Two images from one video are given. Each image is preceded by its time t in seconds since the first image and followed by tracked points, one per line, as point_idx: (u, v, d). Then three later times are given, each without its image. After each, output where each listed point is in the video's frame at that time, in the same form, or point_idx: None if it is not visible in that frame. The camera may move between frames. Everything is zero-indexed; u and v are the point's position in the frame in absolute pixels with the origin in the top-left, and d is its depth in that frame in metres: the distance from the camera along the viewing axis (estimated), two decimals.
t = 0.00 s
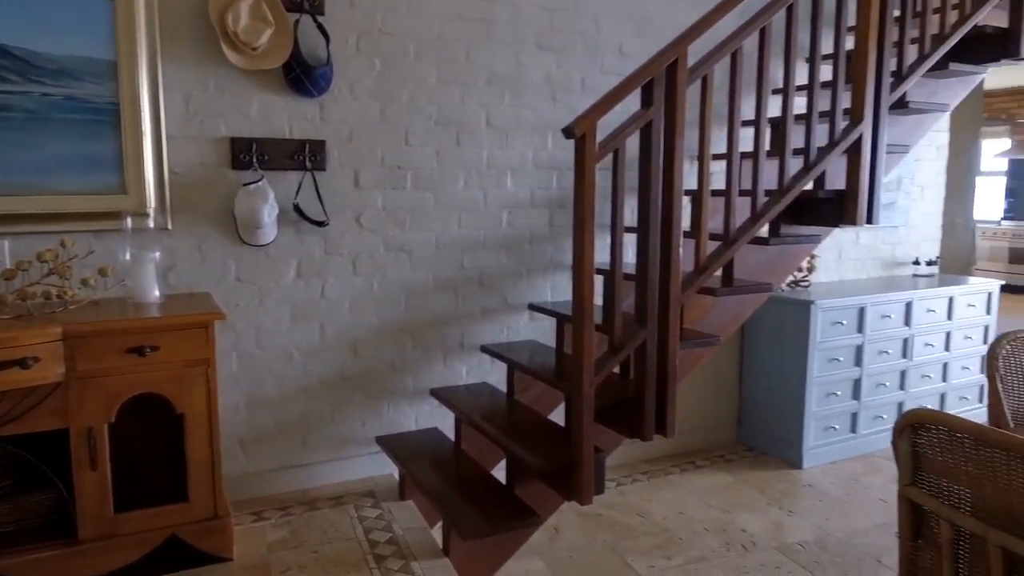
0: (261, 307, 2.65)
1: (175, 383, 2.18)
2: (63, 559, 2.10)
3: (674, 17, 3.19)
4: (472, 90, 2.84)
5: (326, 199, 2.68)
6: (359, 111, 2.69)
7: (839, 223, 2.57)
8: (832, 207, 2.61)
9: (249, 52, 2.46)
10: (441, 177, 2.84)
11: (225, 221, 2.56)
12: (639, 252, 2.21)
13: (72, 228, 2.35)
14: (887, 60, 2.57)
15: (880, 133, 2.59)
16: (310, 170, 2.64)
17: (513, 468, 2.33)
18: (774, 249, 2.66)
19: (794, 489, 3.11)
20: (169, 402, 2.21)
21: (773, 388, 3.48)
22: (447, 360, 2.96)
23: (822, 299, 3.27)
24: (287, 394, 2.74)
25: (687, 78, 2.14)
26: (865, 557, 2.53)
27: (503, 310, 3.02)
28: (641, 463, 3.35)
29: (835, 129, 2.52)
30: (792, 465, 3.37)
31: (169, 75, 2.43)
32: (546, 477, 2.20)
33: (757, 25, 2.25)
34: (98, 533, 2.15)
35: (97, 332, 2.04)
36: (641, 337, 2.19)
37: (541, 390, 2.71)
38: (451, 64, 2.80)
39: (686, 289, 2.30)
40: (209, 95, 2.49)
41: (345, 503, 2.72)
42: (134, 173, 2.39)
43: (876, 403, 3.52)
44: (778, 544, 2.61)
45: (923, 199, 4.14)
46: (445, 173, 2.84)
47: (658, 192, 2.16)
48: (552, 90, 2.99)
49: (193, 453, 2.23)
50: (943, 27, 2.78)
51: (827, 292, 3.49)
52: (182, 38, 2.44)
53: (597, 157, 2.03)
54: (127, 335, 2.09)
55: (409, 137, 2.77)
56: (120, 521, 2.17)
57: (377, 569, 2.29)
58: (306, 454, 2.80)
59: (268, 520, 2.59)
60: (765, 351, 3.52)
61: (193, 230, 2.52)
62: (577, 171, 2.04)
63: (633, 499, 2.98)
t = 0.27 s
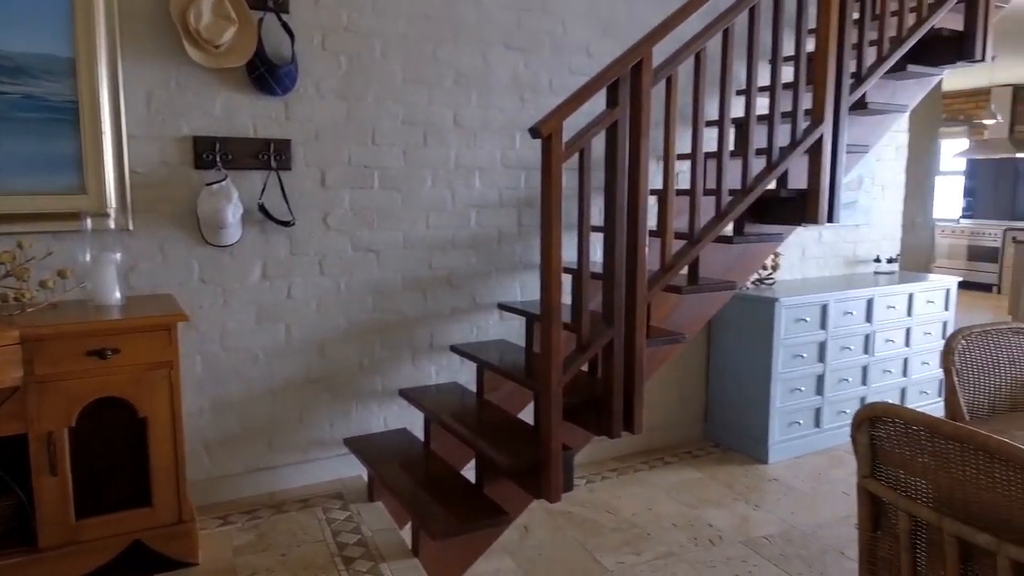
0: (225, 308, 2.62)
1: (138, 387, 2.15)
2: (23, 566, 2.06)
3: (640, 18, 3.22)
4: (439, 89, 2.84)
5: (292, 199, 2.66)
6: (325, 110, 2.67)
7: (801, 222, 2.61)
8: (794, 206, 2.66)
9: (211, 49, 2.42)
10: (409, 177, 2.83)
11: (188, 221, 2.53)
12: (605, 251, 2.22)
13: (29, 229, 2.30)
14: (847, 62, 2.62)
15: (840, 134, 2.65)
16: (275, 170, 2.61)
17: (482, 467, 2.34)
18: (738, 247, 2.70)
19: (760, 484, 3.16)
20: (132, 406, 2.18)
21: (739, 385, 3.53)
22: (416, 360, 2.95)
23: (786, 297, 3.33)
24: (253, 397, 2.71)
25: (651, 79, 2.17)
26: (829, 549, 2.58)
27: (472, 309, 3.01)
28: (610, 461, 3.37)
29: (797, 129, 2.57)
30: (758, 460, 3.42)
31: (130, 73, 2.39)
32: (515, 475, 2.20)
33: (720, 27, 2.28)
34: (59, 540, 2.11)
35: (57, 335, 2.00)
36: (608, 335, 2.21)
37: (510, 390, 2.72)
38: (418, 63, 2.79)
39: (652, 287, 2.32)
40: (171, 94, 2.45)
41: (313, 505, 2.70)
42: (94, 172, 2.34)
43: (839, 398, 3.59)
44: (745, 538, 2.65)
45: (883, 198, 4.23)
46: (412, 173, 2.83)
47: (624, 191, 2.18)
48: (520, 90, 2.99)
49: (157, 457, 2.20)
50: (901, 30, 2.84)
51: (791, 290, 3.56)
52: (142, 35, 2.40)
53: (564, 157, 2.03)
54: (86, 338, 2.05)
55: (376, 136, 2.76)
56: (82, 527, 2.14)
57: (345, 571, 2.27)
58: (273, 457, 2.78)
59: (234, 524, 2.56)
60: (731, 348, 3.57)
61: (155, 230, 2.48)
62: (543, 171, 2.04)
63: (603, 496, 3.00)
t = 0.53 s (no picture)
0: (188, 310, 2.59)
1: (98, 391, 2.11)
2: None
3: (605, 19, 3.25)
4: (405, 89, 2.83)
5: (256, 199, 2.63)
6: (289, 109, 2.64)
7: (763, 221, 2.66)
8: (757, 205, 2.70)
9: (172, 48, 2.39)
10: (375, 176, 2.81)
11: (149, 222, 2.49)
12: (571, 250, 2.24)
13: None
14: (806, 64, 2.67)
15: (800, 134, 2.70)
16: (238, 170, 2.58)
17: (450, 468, 2.34)
18: (702, 246, 2.73)
19: (725, 479, 3.21)
20: (92, 411, 2.14)
21: (705, 382, 3.58)
22: (383, 361, 2.93)
23: (750, 295, 3.38)
24: (217, 399, 2.68)
25: (615, 80, 2.18)
26: (792, 542, 2.63)
27: (440, 309, 3.01)
28: (579, 459, 3.40)
29: (758, 130, 2.61)
30: (724, 456, 3.47)
31: (88, 71, 2.35)
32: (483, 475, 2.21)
33: (683, 29, 2.31)
34: (17, 547, 2.07)
35: (13, 339, 1.96)
36: (575, 334, 2.22)
37: (478, 390, 2.70)
38: (384, 62, 2.78)
39: (618, 286, 2.34)
40: (130, 92, 2.41)
41: (279, 508, 2.68)
42: (51, 172, 2.28)
43: (801, 393, 3.65)
44: (710, 533, 2.69)
45: (844, 198, 4.32)
46: (378, 173, 2.82)
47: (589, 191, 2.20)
48: (487, 89, 3.00)
49: (118, 462, 2.16)
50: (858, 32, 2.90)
51: (754, 288, 3.61)
52: (101, 32, 2.35)
53: (529, 157, 2.04)
54: (43, 342, 2.01)
55: (341, 136, 2.74)
56: (41, 534, 2.10)
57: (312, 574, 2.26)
58: (238, 460, 2.75)
59: (199, 529, 2.52)
60: (697, 346, 3.61)
61: (115, 231, 2.44)
62: (509, 171, 2.05)
63: (571, 494, 3.02)
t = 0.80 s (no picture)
0: (151, 311, 2.55)
1: (58, 395, 2.07)
2: None
3: (573, 18, 3.26)
4: (372, 88, 2.82)
5: (221, 199, 2.60)
6: (254, 108, 2.62)
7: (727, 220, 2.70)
8: (722, 204, 2.74)
9: (133, 44, 2.35)
10: (342, 176, 2.80)
11: (111, 222, 2.45)
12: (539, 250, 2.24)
13: None
14: (769, 65, 2.71)
15: (764, 134, 2.74)
16: (202, 169, 2.55)
17: (419, 467, 2.33)
18: (669, 245, 2.76)
19: (694, 474, 3.25)
20: (52, 415, 2.10)
21: (673, 379, 3.61)
22: (352, 361, 2.92)
23: (716, 293, 3.43)
24: (182, 402, 2.65)
25: (582, 80, 2.20)
26: (758, 535, 2.67)
27: (409, 309, 3.00)
28: (550, 456, 3.41)
29: (723, 130, 2.65)
30: (692, 452, 3.51)
31: (46, 68, 2.30)
32: (452, 474, 2.21)
33: (648, 30, 2.34)
34: None
35: None
36: (543, 333, 2.23)
37: (448, 389, 2.70)
38: (350, 61, 2.76)
39: (585, 285, 2.36)
40: (91, 90, 2.37)
41: (246, 511, 2.65)
42: (8, 172, 2.24)
43: (768, 389, 3.71)
44: (679, 528, 2.72)
45: (808, 197, 4.39)
46: (346, 172, 2.80)
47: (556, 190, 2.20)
48: (455, 89, 3.00)
49: (79, 467, 2.13)
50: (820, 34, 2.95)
51: (721, 286, 3.66)
52: (59, 28, 2.31)
53: (496, 156, 2.04)
54: None
55: (308, 135, 2.72)
56: None
57: None
58: (205, 463, 2.71)
59: (163, 533, 2.49)
60: (666, 344, 3.65)
61: (75, 231, 2.40)
62: (477, 170, 2.04)
63: (542, 492, 3.03)
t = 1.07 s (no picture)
0: (113, 314, 2.51)
1: (16, 399, 2.03)
2: None
3: (540, 18, 3.28)
4: (339, 87, 2.80)
5: (185, 199, 2.57)
6: (218, 106, 2.59)
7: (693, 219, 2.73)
8: (688, 203, 2.77)
9: (93, 43, 2.31)
10: (308, 176, 2.78)
11: (71, 223, 2.40)
12: (507, 250, 2.25)
13: None
14: (733, 66, 2.75)
15: (729, 134, 2.78)
16: (165, 168, 2.51)
17: (388, 468, 2.33)
18: (636, 244, 2.79)
19: (663, 471, 3.28)
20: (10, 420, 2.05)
21: (642, 377, 3.64)
22: (320, 362, 2.90)
23: (683, 291, 3.46)
24: (146, 405, 2.61)
25: (548, 81, 2.21)
26: (725, 530, 2.71)
27: (378, 309, 2.99)
28: (521, 455, 3.42)
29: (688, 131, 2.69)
30: (661, 449, 3.55)
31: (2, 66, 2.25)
32: (422, 474, 2.21)
33: (614, 31, 2.35)
34: None
35: None
36: (512, 332, 2.24)
37: (417, 390, 2.69)
38: (317, 60, 2.74)
39: (553, 284, 2.37)
40: (49, 89, 2.32)
41: (212, 516, 2.62)
42: None
43: (735, 386, 3.76)
44: (648, 524, 2.74)
45: (774, 196, 4.46)
46: (313, 172, 2.78)
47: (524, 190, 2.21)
48: (423, 88, 2.99)
49: (39, 473, 2.08)
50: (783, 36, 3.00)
51: (688, 284, 3.70)
52: (15, 25, 2.26)
53: (463, 156, 2.04)
54: None
55: (273, 134, 2.69)
56: None
57: None
58: (170, 467, 2.68)
59: (127, 539, 2.45)
60: (634, 342, 3.68)
61: (34, 232, 2.35)
62: (443, 170, 2.04)
63: (513, 491, 3.04)
